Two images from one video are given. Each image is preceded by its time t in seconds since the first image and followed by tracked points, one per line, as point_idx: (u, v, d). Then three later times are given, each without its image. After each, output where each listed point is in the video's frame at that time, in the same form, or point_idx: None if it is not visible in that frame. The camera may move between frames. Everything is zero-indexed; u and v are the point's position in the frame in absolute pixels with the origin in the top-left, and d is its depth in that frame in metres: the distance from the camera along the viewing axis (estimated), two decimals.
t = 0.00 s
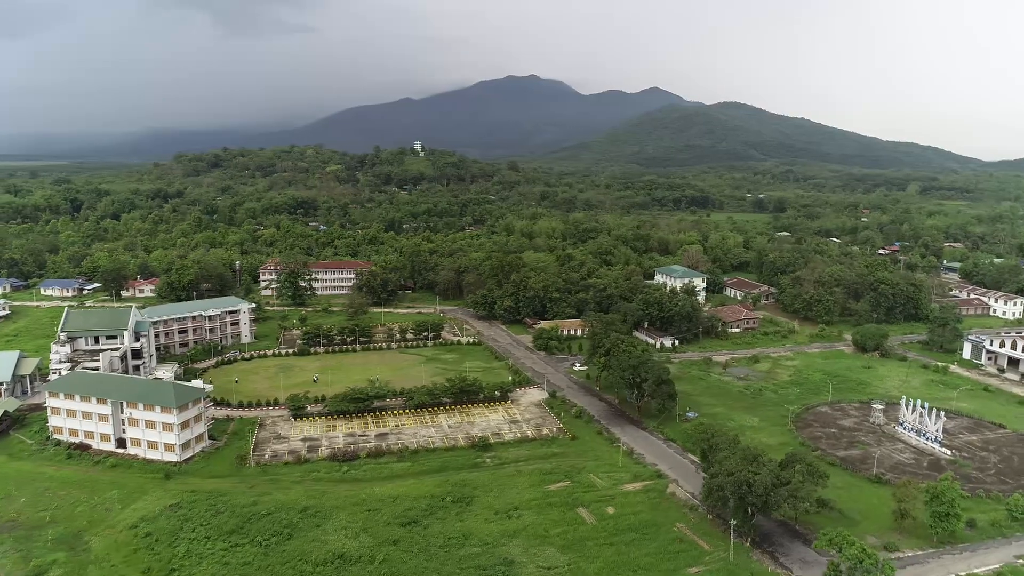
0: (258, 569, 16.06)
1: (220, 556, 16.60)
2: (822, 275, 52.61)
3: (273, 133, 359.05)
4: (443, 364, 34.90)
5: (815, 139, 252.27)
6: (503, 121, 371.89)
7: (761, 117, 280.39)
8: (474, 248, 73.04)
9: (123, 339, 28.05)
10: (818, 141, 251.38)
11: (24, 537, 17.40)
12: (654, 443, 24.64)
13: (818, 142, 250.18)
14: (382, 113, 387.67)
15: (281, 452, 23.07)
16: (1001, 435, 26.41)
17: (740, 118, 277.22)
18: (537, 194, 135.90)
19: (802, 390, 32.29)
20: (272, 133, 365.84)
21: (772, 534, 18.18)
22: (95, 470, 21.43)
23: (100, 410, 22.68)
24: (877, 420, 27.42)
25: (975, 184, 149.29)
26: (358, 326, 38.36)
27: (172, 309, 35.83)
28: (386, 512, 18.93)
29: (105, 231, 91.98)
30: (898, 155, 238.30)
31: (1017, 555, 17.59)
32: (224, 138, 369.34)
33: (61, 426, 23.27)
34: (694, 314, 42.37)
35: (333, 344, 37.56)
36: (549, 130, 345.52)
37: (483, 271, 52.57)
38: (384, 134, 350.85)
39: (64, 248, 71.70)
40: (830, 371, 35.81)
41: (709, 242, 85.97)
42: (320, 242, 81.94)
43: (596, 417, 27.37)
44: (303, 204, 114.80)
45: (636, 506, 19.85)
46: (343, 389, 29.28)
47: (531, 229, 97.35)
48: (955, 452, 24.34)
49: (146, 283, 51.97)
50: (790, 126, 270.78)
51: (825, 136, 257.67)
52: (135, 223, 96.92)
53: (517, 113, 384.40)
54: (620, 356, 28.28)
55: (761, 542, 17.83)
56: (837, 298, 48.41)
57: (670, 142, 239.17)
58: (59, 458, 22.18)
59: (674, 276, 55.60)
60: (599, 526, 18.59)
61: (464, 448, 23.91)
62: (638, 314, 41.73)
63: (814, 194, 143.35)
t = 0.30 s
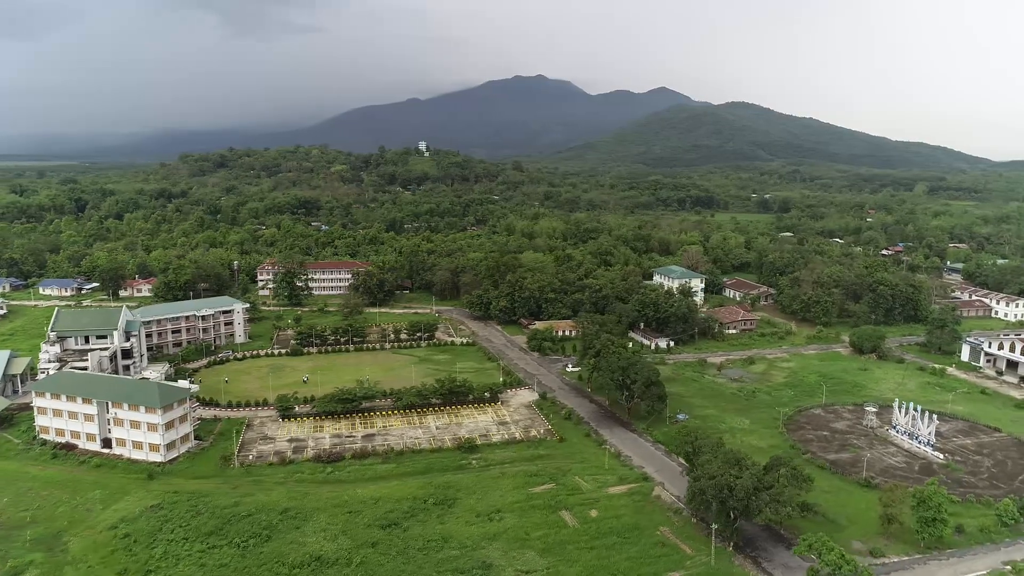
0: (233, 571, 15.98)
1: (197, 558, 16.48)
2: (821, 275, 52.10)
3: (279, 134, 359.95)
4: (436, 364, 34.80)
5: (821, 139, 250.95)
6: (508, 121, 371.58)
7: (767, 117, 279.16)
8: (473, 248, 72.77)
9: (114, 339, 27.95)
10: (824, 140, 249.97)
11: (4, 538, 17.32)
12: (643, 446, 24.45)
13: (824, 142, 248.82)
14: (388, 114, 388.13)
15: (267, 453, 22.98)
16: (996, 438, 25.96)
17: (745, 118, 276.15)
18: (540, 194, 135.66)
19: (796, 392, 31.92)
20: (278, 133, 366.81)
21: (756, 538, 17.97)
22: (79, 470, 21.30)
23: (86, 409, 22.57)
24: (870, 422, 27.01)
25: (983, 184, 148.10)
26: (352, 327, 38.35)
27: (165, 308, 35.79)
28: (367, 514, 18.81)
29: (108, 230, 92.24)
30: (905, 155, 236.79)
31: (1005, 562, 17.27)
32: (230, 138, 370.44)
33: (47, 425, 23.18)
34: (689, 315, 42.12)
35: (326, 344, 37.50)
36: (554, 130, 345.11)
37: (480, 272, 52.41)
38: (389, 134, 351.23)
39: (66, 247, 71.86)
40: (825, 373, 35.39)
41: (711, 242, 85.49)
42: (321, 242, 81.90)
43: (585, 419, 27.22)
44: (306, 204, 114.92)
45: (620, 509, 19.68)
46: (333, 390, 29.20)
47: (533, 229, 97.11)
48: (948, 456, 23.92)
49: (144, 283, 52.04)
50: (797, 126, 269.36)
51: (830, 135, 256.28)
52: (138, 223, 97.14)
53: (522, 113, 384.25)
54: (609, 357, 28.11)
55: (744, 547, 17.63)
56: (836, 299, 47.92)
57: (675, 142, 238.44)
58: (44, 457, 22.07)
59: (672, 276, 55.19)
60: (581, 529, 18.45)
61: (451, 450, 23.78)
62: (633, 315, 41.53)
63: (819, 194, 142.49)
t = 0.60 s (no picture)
0: (212, 572, 15.87)
1: (177, 559, 16.37)
2: (823, 276, 51.52)
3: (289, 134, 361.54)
4: (431, 365, 34.70)
5: (831, 139, 249.01)
6: (517, 121, 371.19)
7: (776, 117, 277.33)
8: (476, 248, 72.57)
9: (108, 338, 28.02)
10: (834, 140, 248.02)
11: None
12: (633, 448, 24.25)
13: (834, 142, 246.83)
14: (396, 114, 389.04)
15: (254, 453, 22.92)
16: (995, 442, 25.40)
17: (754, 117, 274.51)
18: (547, 194, 135.51)
19: (793, 394, 31.50)
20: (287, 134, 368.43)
21: (741, 543, 17.74)
22: (67, 469, 21.26)
23: (75, 408, 22.54)
24: (866, 425, 26.56)
25: (995, 185, 146.30)
26: (348, 327, 38.32)
27: (162, 308, 35.90)
28: (350, 516, 18.71)
29: (114, 230, 92.76)
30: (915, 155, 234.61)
31: (997, 570, 16.89)
32: (240, 138, 372.46)
33: (37, 424, 23.16)
34: (688, 315, 41.82)
35: (323, 345, 37.50)
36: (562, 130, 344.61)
37: (479, 272, 52.25)
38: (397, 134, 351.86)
39: (71, 246, 72.25)
40: (824, 375, 34.90)
41: (716, 242, 84.88)
42: (324, 242, 81.96)
43: (576, 421, 27.02)
44: (312, 204, 115.16)
45: (607, 513, 19.47)
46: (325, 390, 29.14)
47: (538, 229, 96.85)
48: (944, 460, 23.44)
49: (145, 282, 52.27)
50: (807, 125, 267.13)
51: (841, 135, 254.28)
52: (145, 222, 97.60)
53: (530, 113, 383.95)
54: (601, 359, 27.91)
55: (729, 552, 17.38)
56: (838, 300, 47.29)
57: (683, 143, 237.41)
58: (33, 456, 22.05)
59: (673, 277, 54.77)
60: (566, 533, 18.29)
61: (440, 451, 23.69)
62: (630, 316, 41.28)
63: (827, 194, 141.25)
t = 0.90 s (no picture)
0: (197, 572, 15.83)
1: (163, 558, 16.35)
2: (830, 278, 50.80)
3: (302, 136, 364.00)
4: (430, 365, 34.65)
5: (846, 139, 246.20)
6: (529, 121, 371.00)
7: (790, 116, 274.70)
8: (483, 248, 72.47)
9: (107, 336, 28.19)
10: (850, 140, 245.19)
11: None
12: (628, 451, 24.03)
13: (850, 141, 243.97)
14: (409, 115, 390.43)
15: (248, 452, 22.95)
16: (1000, 448, 24.78)
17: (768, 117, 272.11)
18: (559, 194, 135.32)
19: (794, 397, 31.02)
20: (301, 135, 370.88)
21: (732, 549, 17.46)
22: (62, 467, 21.37)
23: (71, 406, 22.65)
24: (867, 430, 26.09)
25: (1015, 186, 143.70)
26: (349, 327, 38.37)
27: (165, 306, 36.14)
28: (339, 516, 18.66)
29: (127, 229, 93.70)
30: (933, 155, 231.34)
31: None
32: (255, 139, 375.56)
33: (35, 422, 23.32)
34: (690, 317, 41.47)
35: (323, 344, 37.61)
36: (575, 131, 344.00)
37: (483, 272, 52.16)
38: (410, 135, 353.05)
39: (83, 246, 73.02)
40: (828, 378, 34.32)
41: (726, 243, 84.13)
42: (333, 241, 82.22)
43: (572, 422, 26.85)
44: (323, 203, 115.64)
45: (597, 517, 19.27)
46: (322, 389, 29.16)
47: (547, 230, 96.60)
48: (946, 466, 22.93)
49: (152, 281, 52.78)
50: (823, 125, 263.99)
51: (856, 135, 251.25)
52: (157, 222, 98.50)
53: (543, 113, 383.49)
54: (598, 360, 27.71)
55: (719, 558, 17.12)
56: (845, 302, 46.52)
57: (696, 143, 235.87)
58: (30, 454, 22.18)
59: (678, 278, 54.29)
60: (554, 536, 18.15)
61: (432, 452, 23.59)
62: (631, 316, 41.03)
63: (841, 195, 139.48)
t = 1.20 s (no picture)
0: (184, 570, 15.89)
1: (152, 555, 16.42)
2: (842, 279, 49.93)
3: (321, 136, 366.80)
4: (432, 365, 34.62)
5: (867, 138, 242.45)
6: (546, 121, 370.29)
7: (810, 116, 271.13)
8: (493, 248, 72.32)
9: (111, 335, 28.50)
10: (871, 139, 241.21)
11: None
12: (625, 454, 23.78)
13: (871, 141, 240.03)
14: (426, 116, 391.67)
15: (245, 451, 23.05)
16: (1009, 454, 24.15)
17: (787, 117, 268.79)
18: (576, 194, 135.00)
19: (799, 401, 30.51)
20: (319, 135, 373.55)
21: (723, 555, 17.16)
22: (61, 463, 21.60)
23: (71, 404, 22.88)
24: (871, 435, 25.57)
25: None
26: (353, 326, 38.49)
27: (171, 304, 36.51)
28: (329, 516, 18.67)
29: (143, 228, 94.89)
30: (957, 154, 226.90)
31: None
32: (274, 140, 379.04)
33: (37, 419, 23.60)
34: (697, 318, 41.01)
35: (328, 343, 37.75)
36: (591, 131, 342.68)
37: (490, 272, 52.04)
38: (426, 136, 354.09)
39: (100, 244, 73.99)
40: (835, 381, 33.75)
41: (740, 243, 83.20)
42: (345, 241, 82.63)
43: (571, 424, 26.65)
44: (338, 203, 116.29)
45: (589, 520, 19.07)
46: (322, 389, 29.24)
47: (560, 230, 96.20)
48: (951, 473, 22.40)
49: (163, 279, 53.48)
50: (843, 124, 260.18)
51: (878, 135, 247.16)
52: (173, 221, 99.63)
53: (559, 112, 382.59)
54: (598, 362, 27.48)
55: (710, 564, 16.83)
56: (856, 304, 45.70)
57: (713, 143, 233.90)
58: (30, 450, 22.45)
59: (687, 278, 53.69)
60: (544, 539, 17.99)
61: (428, 453, 23.51)
62: (637, 318, 40.71)
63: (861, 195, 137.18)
